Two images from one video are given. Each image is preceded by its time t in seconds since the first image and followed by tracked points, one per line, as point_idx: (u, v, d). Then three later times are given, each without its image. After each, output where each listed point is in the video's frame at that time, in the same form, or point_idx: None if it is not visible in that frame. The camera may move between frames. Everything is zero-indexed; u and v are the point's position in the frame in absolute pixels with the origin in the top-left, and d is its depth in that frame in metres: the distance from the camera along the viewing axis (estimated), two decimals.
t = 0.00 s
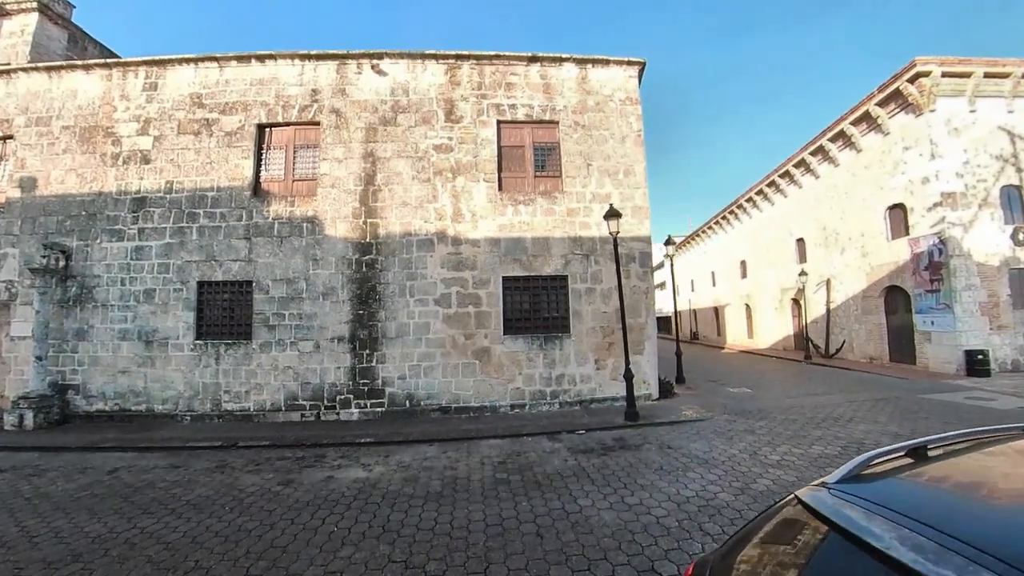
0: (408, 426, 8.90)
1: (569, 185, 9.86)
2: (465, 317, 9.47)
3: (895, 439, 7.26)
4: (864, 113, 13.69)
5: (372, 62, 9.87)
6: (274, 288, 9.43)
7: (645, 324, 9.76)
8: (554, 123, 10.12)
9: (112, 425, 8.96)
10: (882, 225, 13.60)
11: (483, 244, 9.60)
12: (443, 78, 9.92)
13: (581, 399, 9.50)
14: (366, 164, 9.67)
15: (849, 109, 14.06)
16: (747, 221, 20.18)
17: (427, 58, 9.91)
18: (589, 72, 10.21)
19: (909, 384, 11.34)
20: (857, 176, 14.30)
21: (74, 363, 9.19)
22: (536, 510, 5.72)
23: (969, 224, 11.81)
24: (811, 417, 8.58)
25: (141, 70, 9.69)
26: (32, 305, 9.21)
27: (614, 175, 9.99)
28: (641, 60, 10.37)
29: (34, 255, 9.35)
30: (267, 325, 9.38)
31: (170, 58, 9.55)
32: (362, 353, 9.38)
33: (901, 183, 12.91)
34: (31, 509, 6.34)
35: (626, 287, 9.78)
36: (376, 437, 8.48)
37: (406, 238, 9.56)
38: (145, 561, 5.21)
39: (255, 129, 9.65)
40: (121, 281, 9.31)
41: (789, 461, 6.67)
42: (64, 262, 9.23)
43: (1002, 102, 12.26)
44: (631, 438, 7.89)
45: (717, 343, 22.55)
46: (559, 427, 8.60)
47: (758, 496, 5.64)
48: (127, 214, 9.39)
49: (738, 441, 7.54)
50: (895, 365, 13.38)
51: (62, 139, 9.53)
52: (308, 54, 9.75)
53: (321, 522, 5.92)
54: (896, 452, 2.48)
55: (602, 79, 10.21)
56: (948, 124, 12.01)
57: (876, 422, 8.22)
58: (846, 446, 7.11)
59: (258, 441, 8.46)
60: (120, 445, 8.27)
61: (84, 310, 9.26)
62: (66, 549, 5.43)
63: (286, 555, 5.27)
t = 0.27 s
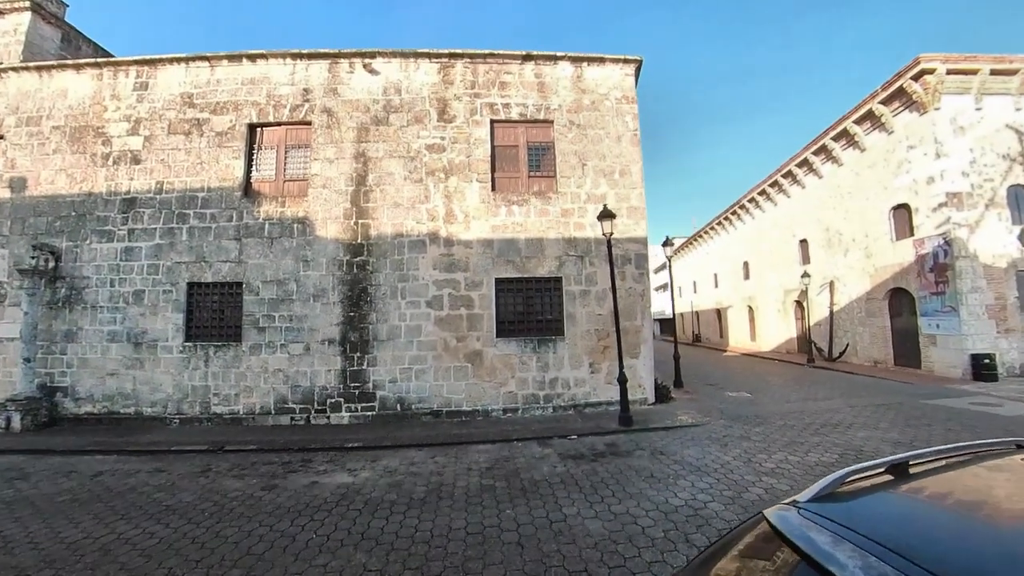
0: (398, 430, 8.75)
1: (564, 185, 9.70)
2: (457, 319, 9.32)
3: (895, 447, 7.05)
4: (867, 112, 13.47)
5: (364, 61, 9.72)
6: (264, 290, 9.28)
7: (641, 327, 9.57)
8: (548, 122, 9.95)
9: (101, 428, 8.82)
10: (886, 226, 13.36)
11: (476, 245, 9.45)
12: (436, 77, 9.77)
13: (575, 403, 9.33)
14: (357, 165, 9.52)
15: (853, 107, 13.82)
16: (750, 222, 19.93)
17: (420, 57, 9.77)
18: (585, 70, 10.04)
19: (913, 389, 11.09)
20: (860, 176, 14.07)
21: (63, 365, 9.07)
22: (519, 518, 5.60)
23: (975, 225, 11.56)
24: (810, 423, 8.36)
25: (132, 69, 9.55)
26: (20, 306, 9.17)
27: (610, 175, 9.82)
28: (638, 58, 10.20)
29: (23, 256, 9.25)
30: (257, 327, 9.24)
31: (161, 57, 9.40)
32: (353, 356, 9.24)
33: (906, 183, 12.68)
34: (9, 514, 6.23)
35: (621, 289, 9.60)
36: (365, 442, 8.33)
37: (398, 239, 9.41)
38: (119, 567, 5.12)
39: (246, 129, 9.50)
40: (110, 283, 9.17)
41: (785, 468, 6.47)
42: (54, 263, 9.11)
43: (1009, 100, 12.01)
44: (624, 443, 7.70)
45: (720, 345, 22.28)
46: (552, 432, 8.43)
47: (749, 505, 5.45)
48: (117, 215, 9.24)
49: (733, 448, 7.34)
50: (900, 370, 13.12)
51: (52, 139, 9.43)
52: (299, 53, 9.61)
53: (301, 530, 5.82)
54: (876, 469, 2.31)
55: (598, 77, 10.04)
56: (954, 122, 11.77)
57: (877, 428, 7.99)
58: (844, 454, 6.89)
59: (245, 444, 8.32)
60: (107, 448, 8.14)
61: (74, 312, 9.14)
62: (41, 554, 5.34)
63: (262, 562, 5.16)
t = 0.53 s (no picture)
0: (388, 432, 8.65)
1: (558, 184, 9.58)
2: (449, 320, 9.20)
3: (892, 451, 6.88)
4: (869, 110, 13.30)
5: (356, 60, 9.61)
6: (255, 290, 9.17)
7: (636, 328, 9.44)
8: (543, 121, 9.83)
9: (90, 429, 8.71)
10: (889, 226, 13.15)
11: (469, 245, 9.33)
12: (428, 75, 9.67)
13: (569, 405, 9.19)
14: (349, 164, 9.41)
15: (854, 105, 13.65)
16: (752, 222, 19.72)
17: (413, 55, 9.66)
18: (579, 68, 9.92)
19: (916, 392, 10.88)
20: (863, 175, 13.88)
21: (53, 366, 8.96)
22: (501, 522, 5.54)
23: (980, 224, 11.35)
24: (807, 426, 8.19)
25: (124, 68, 9.40)
26: (9, 307, 9.09)
27: (604, 174, 9.69)
28: (633, 56, 10.07)
29: (14, 256, 9.16)
30: (248, 327, 9.12)
31: (152, 55, 9.26)
32: (344, 357, 9.14)
33: (909, 182, 12.49)
34: None
35: (615, 290, 9.47)
36: (353, 443, 8.23)
37: (390, 239, 9.30)
38: (96, 567, 5.05)
39: (237, 128, 9.38)
40: (101, 283, 9.06)
41: (777, 473, 6.32)
42: (45, 263, 9.01)
43: (1014, 97, 11.81)
44: (615, 446, 7.57)
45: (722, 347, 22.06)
46: (543, 434, 8.30)
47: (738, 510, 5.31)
48: (108, 214, 9.13)
49: (726, 451, 7.19)
50: (903, 372, 12.91)
51: (44, 139, 9.33)
52: (291, 52, 9.49)
53: (282, 532, 5.75)
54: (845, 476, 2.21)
55: (593, 75, 9.92)
56: (958, 119, 11.59)
57: (875, 431, 7.82)
58: (839, 458, 6.73)
59: (234, 446, 8.22)
60: (94, 449, 8.02)
61: (65, 312, 9.03)
62: (19, 554, 5.27)
63: (239, 564, 5.10)
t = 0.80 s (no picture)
0: (378, 436, 8.57)
1: (551, 186, 9.48)
2: (441, 323, 9.11)
3: (886, 458, 6.75)
4: (871, 109, 13.13)
5: (348, 61, 9.52)
6: (246, 293, 9.08)
7: (630, 332, 9.33)
8: (536, 122, 9.74)
9: (81, 432, 8.62)
10: (891, 227, 12.96)
11: (461, 248, 9.24)
12: (421, 76, 9.58)
13: (561, 409, 9.09)
14: (341, 165, 9.32)
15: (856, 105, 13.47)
16: (754, 223, 19.53)
17: (406, 56, 9.58)
18: (574, 69, 9.82)
19: (918, 397, 10.69)
20: (865, 176, 13.70)
21: (44, 368, 8.86)
22: (482, 528, 5.47)
23: (983, 226, 11.16)
24: (802, 432, 8.04)
25: (116, 69, 9.32)
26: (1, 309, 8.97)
27: (598, 176, 9.58)
28: (628, 56, 9.96)
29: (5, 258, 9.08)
30: (239, 330, 9.02)
31: (144, 57, 9.16)
32: (335, 360, 9.07)
33: (911, 182, 12.31)
34: None
35: (609, 293, 9.36)
36: (342, 447, 8.15)
37: (381, 241, 9.22)
38: (73, 571, 5.00)
39: (229, 130, 9.28)
40: (92, 285, 8.96)
41: (768, 480, 6.19)
42: (36, 265, 8.93)
43: (1018, 96, 11.61)
44: (606, 452, 7.46)
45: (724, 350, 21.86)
46: (534, 439, 8.20)
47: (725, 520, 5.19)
48: (100, 216, 9.04)
49: (718, 458, 7.07)
50: (905, 376, 12.71)
51: (36, 140, 9.25)
52: (283, 53, 9.39)
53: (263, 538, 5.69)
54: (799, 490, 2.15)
55: (587, 76, 9.81)
56: (961, 119, 11.41)
57: (871, 438, 7.67)
58: (832, 465, 6.60)
59: (222, 449, 8.13)
60: (83, 453, 7.92)
61: (56, 314, 8.94)
62: None
63: (216, 569, 5.05)
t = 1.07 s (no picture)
0: (368, 438, 8.50)
1: (544, 187, 9.39)
2: (431, 324, 9.04)
3: (879, 464, 6.61)
4: (872, 109, 12.97)
5: (341, 61, 9.45)
6: (237, 294, 9.00)
7: (623, 334, 9.23)
8: (529, 123, 9.66)
9: (71, 433, 8.56)
10: (893, 228, 12.78)
11: (452, 249, 9.17)
12: (414, 77, 9.50)
13: (553, 412, 8.99)
14: (333, 166, 9.26)
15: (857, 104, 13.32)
16: (755, 224, 19.36)
17: (398, 56, 9.51)
18: (567, 69, 9.74)
19: (919, 401, 10.51)
20: (866, 176, 13.53)
21: (35, 369, 8.83)
22: (461, 532, 5.40)
23: (986, 228, 10.98)
24: (796, 437, 7.90)
25: (109, 70, 9.30)
26: None
27: (592, 176, 9.49)
28: (623, 56, 9.87)
29: None
30: (229, 331, 8.95)
31: (136, 58, 9.13)
32: (325, 362, 9.02)
33: (913, 183, 12.14)
34: None
35: (602, 294, 9.27)
36: (330, 449, 8.09)
37: (372, 242, 9.16)
38: (48, 571, 4.98)
39: (221, 131, 9.22)
40: (84, 286, 8.93)
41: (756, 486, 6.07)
42: (28, 265, 8.91)
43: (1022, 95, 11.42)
44: (594, 456, 7.36)
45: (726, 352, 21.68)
46: (524, 442, 8.11)
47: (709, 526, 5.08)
48: (92, 217, 9.00)
49: (708, 463, 6.95)
50: (907, 380, 12.52)
51: (29, 141, 9.23)
52: (275, 53, 9.33)
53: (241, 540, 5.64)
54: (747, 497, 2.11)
55: (581, 76, 9.72)
56: (963, 118, 11.24)
57: (866, 443, 7.52)
58: (823, 471, 6.47)
59: (210, 450, 8.05)
60: (71, 453, 7.84)
61: (48, 315, 8.91)
62: None
63: (191, 569, 5.02)
